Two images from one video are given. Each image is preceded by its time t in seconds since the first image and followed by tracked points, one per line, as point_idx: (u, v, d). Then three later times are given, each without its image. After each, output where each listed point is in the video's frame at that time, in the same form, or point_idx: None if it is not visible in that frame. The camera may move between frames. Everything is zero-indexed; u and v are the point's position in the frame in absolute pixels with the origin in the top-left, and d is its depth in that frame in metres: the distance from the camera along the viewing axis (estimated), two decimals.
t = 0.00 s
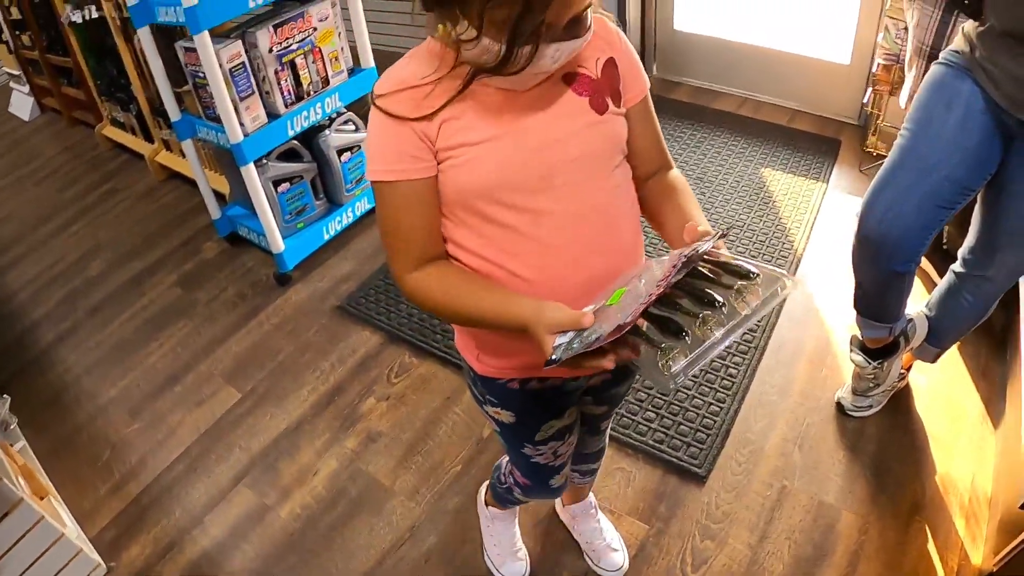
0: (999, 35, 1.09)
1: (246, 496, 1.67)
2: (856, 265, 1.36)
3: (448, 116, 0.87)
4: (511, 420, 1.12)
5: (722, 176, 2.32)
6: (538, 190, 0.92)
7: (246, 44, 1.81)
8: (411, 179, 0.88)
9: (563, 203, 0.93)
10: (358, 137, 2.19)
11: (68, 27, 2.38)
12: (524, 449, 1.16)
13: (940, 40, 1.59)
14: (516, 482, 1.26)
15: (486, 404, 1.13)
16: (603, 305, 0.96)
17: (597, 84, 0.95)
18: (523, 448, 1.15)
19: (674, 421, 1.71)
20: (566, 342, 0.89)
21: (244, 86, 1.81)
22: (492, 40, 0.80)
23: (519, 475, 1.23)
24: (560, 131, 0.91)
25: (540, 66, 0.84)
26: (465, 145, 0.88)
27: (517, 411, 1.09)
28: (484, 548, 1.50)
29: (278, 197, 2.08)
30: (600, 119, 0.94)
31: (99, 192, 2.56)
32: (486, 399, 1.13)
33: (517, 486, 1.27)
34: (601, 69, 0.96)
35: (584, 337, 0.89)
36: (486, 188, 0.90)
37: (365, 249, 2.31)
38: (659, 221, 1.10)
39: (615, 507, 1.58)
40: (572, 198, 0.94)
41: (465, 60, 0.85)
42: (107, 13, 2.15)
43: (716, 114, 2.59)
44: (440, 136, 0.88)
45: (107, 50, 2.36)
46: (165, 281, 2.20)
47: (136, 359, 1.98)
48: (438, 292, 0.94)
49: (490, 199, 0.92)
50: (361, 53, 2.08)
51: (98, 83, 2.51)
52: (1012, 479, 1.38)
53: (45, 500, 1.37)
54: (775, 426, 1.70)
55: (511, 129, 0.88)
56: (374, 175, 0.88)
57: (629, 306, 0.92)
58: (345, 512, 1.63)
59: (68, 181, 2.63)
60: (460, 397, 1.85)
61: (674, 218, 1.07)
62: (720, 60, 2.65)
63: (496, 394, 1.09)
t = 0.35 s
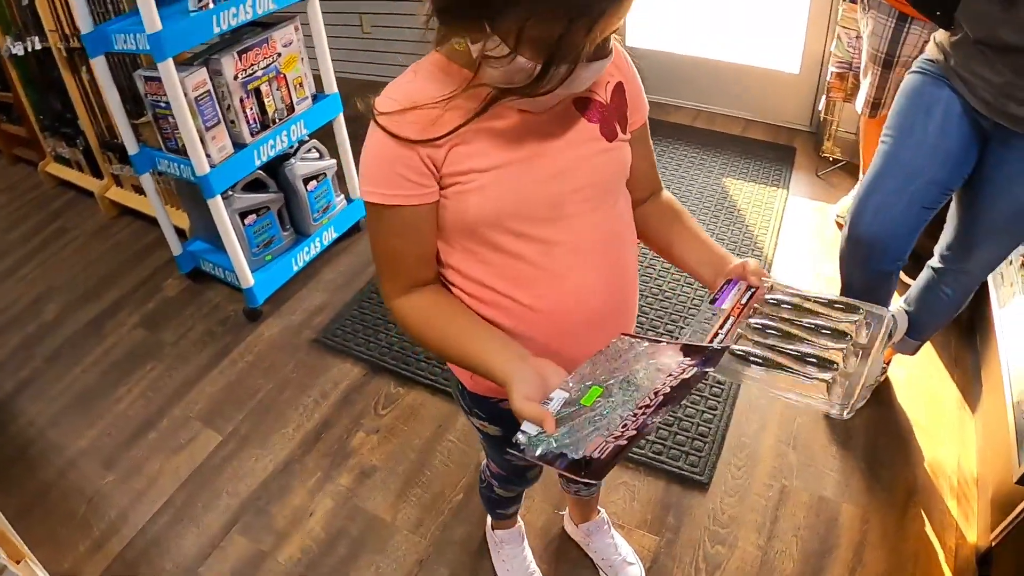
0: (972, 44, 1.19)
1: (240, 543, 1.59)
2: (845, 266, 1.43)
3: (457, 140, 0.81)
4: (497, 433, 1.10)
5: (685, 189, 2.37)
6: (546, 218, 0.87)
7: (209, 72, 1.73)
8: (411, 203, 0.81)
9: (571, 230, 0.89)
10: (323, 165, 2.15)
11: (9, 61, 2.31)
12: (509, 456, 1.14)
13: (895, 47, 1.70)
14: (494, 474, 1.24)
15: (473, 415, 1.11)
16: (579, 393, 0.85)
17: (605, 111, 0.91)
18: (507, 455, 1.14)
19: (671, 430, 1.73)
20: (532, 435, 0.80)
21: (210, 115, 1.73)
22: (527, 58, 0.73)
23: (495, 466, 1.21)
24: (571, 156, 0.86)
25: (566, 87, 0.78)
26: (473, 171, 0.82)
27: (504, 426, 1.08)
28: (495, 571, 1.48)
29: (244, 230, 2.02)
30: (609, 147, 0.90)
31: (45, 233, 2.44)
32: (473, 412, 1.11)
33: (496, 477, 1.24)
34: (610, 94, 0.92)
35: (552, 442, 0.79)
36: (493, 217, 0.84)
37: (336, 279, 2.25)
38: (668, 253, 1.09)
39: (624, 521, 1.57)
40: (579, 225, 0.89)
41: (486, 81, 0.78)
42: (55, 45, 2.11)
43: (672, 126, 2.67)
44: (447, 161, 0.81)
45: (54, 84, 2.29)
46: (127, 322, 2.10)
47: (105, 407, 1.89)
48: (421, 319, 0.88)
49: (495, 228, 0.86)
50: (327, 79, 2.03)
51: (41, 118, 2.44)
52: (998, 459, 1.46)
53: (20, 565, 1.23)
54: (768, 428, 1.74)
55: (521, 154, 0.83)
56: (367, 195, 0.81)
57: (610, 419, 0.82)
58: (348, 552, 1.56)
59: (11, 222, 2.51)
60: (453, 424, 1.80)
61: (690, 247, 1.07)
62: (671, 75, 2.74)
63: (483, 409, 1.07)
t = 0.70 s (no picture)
0: (931, 41, 1.29)
1: (253, 567, 1.58)
2: (826, 253, 1.49)
3: (484, 151, 0.81)
4: (518, 422, 1.10)
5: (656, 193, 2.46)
6: (565, 216, 0.88)
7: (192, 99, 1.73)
8: (444, 216, 0.80)
9: (588, 226, 0.90)
10: (304, 188, 2.17)
11: None
12: (524, 445, 1.15)
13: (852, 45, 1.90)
14: (503, 466, 1.24)
15: (492, 409, 1.10)
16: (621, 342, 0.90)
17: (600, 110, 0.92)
18: (524, 444, 1.15)
19: (667, 423, 1.80)
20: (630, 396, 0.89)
21: (195, 143, 1.73)
22: (556, 79, 0.77)
23: (503, 458, 1.21)
24: (582, 155, 0.88)
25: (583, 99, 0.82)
26: (497, 178, 0.83)
27: (527, 416, 1.08)
28: (512, 570, 1.51)
29: (231, 256, 2.01)
30: (604, 144, 0.91)
31: (20, 271, 2.41)
32: (492, 405, 1.09)
33: (505, 469, 1.25)
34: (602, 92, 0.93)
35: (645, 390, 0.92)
36: (522, 220, 0.85)
37: (324, 299, 2.27)
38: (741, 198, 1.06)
39: (631, 512, 1.62)
40: (594, 220, 0.91)
41: (508, 100, 0.80)
42: (23, 79, 2.11)
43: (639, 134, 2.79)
44: (475, 173, 0.81)
45: (23, 119, 2.29)
46: (114, 355, 2.08)
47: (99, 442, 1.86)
48: (470, 336, 0.85)
49: (520, 230, 0.87)
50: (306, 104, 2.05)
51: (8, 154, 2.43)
52: (978, 426, 1.57)
53: None
54: (757, 414, 1.82)
55: (538, 158, 0.85)
56: (398, 217, 0.79)
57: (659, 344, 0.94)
58: (364, 566, 1.57)
59: None
60: (455, 433, 1.83)
61: (762, 188, 1.06)
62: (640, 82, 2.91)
63: (507, 402, 1.06)
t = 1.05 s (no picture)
0: (876, 35, 1.40)
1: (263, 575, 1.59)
2: (791, 236, 1.58)
3: (488, 144, 0.89)
4: (522, 399, 1.17)
5: (626, 194, 2.57)
6: (560, 200, 0.96)
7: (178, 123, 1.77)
8: (458, 203, 0.87)
9: (580, 208, 0.98)
10: (286, 207, 2.20)
11: None
12: (526, 422, 1.22)
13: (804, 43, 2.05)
14: (501, 446, 1.30)
15: (497, 388, 1.16)
16: (642, 281, 0.98)
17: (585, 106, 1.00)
18: (526, 421, 1.22)
19: (653, 409, 1.88)
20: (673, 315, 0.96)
21: (182, 165, 1.77)
22: (547, 80, 0.85)
23: (503, 438, 1.28)
24: (572, 144, 0.96)
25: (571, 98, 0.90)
26: (500, 167, 0.91)
27: (530, 391, 1.15)
28: (516, 555, 1.56)
29: (219, 276, 2.03)
30: (587, 138, 0.99)
31: None
32: (497, 384, 1.16)
33: (504, 450, 1.31)
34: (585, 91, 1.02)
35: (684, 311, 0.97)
36: (522, 204, 0.93)
37: (310, 313, 2.31)
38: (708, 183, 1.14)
39: (625, 494, 1.70)
40: (586, 204, 0.99)
41: (506, 99, 0.88)
42: None
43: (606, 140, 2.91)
44: (480, 163, 0.89)
45: None
46: (104, 381, 2.09)
47: (95, 466, 1.86)
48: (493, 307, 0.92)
49: (522, 214, 0.94)
50: (284, 124, 2.11)
51: None
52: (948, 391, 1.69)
53: None
54: (737, 395, 1.91)
55: (534, 149, 0.93)
56: (415, 207, 0.86)
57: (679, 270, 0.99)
58: (373, 564, 1.60)
59: None
60: (449, 432, 1.88)
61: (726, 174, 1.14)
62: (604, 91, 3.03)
63: (514, 379, 1.13)
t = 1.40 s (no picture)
0: (819, 6, 1.48)
1: (265, 568, 1.59)
2: (754, 202, 1.66)
3: (469, 108, 0.94)
4: (511, 356, 1.21)
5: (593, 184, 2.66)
6: (538, 157, 1.01)
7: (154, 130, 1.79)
8: (441, 163, 0.93)
9: (557, 166, 1.03)
10: (262, 212, 2.24)
11: None
12: (515, 380, 1.27)
13: (754, 26, 2.17)
14: (492, 409, 1.34)
15: (485, 347, 1.20)
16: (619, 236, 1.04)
17: (556, 75, 1.05)
18: (516, 380, 1.26)
19: (634, 381, 1.94)
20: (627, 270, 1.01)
21: (161, 172, 1.78)
22: (507, 50, 0.90)
23: (495, 403, 1.33)
24: (545, 105, 1.02)
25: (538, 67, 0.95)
26: (479, 128, 0.96)
27: (518, 348, 1.19)
28: (513, 525, 1.60)
29: (200, 282, 2.05)
30: (560, 101, 1.04)
31: None
32: (487, 343, 1.20)
33: (494, 413, 1.35)
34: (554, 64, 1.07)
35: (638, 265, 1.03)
36: (503, 161, 0.98)
37: (291, 316, 2.34)
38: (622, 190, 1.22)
39: (615, 462, 1.75)
40: (562, 162, 1.04)
41: (478, 68, 0.92)
42: None
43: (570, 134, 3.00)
44: (463, 125, 0.94)
45: None
46: (89, 396, 2.08)
47: (86, 478, 1.85)
48: (480, 257, 0.99)
49: (503, 172, 0.99)
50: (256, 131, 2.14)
51: None
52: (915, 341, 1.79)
53: None
54: (714, 362, 1.99)
55: (510, 111, 0.98)
56: (402, 168, 0.92)
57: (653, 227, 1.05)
58: (374, 547, 1.61)
59: None
60: (437, 417, 1.92)
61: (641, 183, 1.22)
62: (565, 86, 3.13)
63: (502, 336, 1.17)
